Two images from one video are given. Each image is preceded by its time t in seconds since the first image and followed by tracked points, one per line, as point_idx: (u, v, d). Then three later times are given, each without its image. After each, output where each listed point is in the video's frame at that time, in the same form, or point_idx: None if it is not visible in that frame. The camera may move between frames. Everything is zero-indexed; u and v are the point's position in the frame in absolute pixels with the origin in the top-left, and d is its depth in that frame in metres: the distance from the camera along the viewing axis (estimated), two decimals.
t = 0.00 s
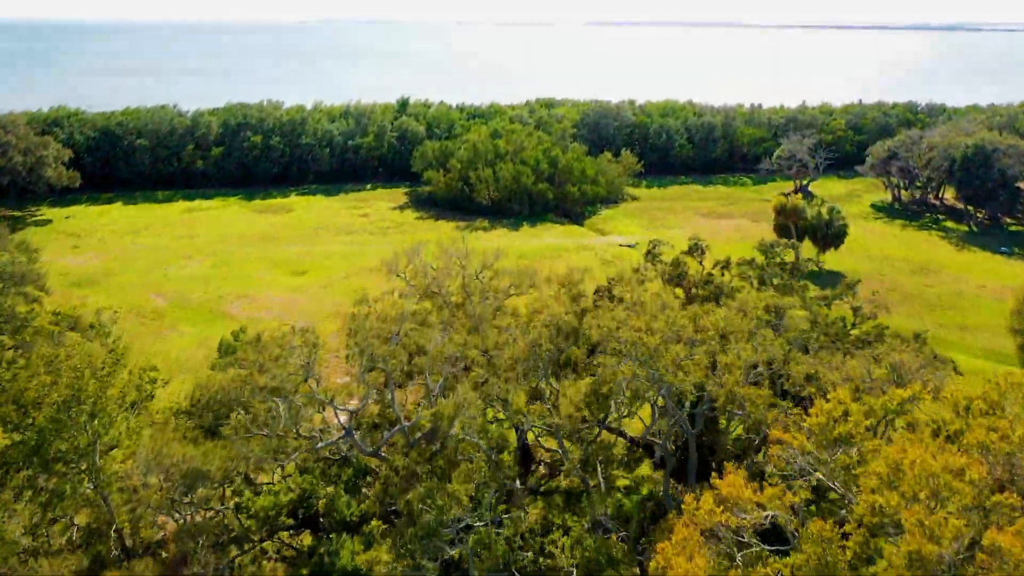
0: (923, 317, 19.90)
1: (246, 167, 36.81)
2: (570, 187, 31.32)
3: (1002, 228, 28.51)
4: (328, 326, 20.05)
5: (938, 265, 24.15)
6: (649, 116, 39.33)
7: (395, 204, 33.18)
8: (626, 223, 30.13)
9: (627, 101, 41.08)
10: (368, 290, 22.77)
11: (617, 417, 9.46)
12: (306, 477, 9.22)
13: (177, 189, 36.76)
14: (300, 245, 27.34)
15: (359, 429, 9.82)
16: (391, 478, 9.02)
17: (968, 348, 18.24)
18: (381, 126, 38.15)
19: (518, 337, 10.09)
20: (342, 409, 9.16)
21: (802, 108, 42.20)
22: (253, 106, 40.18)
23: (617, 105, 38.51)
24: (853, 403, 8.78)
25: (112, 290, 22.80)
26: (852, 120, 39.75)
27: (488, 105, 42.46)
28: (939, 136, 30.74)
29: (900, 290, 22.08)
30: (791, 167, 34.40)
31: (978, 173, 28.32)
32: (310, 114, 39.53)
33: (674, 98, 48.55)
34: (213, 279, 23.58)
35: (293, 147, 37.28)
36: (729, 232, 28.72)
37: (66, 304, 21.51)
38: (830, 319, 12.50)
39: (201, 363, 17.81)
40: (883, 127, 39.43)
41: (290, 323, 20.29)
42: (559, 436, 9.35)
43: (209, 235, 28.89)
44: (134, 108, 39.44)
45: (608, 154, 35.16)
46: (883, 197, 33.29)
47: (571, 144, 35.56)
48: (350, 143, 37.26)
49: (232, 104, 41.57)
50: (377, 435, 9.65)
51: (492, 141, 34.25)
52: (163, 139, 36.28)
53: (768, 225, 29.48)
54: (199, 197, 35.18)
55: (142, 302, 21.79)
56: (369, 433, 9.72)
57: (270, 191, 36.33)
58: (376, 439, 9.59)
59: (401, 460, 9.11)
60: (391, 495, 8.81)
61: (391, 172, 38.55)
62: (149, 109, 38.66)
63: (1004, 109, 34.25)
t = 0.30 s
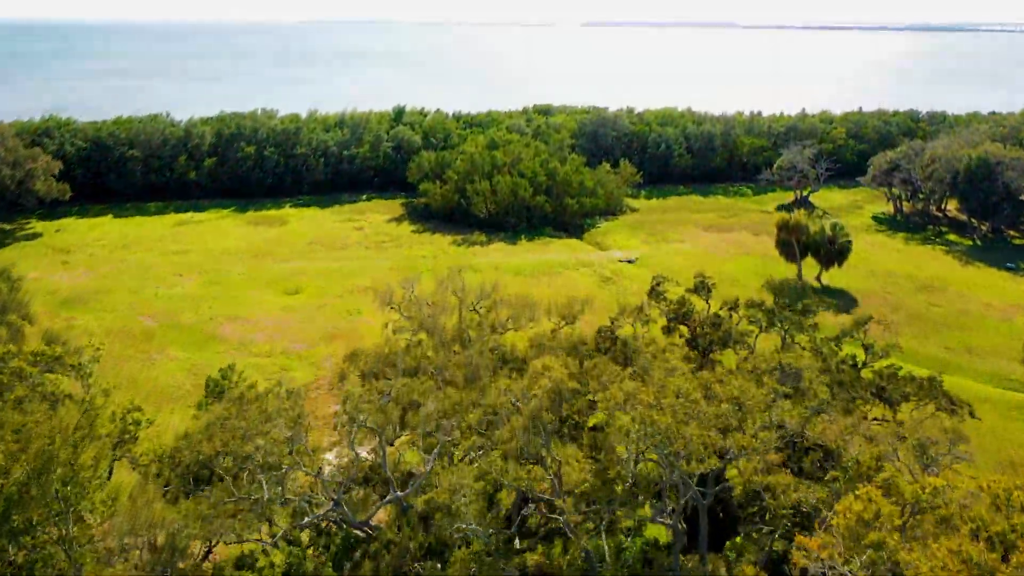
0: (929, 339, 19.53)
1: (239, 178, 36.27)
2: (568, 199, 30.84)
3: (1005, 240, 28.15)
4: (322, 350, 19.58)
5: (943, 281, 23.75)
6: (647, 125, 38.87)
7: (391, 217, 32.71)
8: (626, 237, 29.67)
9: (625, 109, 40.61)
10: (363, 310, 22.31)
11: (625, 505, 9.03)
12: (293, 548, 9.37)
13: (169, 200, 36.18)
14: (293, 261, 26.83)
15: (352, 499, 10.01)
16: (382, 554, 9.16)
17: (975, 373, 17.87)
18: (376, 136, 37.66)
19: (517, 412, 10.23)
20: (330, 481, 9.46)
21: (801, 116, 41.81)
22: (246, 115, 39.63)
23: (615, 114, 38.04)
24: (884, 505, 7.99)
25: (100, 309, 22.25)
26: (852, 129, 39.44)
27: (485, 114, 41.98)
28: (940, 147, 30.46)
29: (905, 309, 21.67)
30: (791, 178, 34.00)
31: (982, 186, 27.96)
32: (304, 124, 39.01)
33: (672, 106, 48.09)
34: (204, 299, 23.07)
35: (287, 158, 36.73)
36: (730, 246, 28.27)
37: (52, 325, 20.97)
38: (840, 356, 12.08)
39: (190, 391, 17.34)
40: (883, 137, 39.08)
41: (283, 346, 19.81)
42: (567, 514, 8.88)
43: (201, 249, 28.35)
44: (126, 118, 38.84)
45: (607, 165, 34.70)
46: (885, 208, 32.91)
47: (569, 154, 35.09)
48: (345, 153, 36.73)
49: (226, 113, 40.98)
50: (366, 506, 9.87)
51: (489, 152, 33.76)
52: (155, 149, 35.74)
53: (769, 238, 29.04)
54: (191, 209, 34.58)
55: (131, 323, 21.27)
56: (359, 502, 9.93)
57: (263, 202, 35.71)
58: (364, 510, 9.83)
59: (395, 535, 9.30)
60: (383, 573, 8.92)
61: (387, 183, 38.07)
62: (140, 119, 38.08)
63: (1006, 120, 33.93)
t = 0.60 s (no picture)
0: (938, 365, 19.07)
1: (233, 190, 35.69)
2: (567, 212, 30.33)
3: (1011, 255, 27.66)
4: (314, 375, 19.05)
5: (949, 300, 23.31)
6: (646, 134, 38.38)
7: (387, 230, 32.20)
8: (625, 251, 29.16)
9: (624, 118, 40.16)
10: (357, 331, 21.79)
11: None
12: None
13: (161, 212, 35.58)
14: (287, 277, 26.29)
15: None
16: None
17: (986, 401, 17.42)
18: (372, 146, 37.13)
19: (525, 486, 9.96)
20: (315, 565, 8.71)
21: (802, 125, 41.35)
22: (240, 124, 39.06)
23: (614, 123, 37.56)
24: None
25: (88, 331, 21.70)
26: (853, 139, 39.02)
27: (482, 123, 41.50)
28: (944, 159, 29.97)
29: (911, 330, 21.22)
30: (793, 190, 33.54)
31: (988, 200, 27.45)
32: (299, 134, 38.46)
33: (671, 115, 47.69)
34: (194, 321, 22.52)
35: (281, 168, 36.16)
36: (732, 260, 27.79)
37: (39, 348, 20.43)
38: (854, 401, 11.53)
39: (178, 422, 16.83)
40: (885, 146, 38.64)
41: (275, 370, 19.30)
42: None
43: (193, 265, 27.79)
44: (118, 128, 38.30)
45: (606, 176, 34.19)
46: (888, 220, 32.46)
47: (567, 165, 34.57)
48: (340, 164, 36.16)
49: (219, 122, 40.45)
50: None
51: (487, 164, 33.26)
52: (147, 160, 35.16)
53: (772, 252, 28.58)
54: (184, 221, 34.01)
55: (119, 346, 20.73)
56: None
57: (258, 214, 35.13)
58: None
59: None
60: None
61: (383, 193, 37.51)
62: (133, 129, 37.53)
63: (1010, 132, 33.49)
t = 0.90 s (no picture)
0: (948, 391, 18.62)
1: (227, 201, 35.05)
2: (566, 225, 29.79)
3: (1017, 270, 27.21)
4: (308, 402, 18.52)
5: (956, 320, 22.91)
6: (646, 144, 37.84)
7: (383, 243, 31.66)
8: (626, 265, 28.66)
9: (623, 127, 39.64)
10: (352, 354, 21.25)
11: None
12: None
13: (154, 224, 34.94)
14: (281, 295, 25.76)
15: None
16: None
17: (998, 429, 17.00)
18: (368, 156, 36.51)
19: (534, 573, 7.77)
20: None
21: (804, 133, 40.84)
22: (234, 134, 38.41)
23: (615, 133, 36.72)
24: None
25: (76, 354, 21.16)
26: (855, 148, 38.56)
27: (480, 131, 40.96)
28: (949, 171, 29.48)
29: (919, 353, 20.79)
30: (795, 202, 33.05)
31: (995, 214, 26.95)
32: (294, 143, 37.83)
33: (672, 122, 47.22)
34: (185, 343, 21.98)
35: (276, 180, 35.51)
36: (735, 275, 27.27)
37: (24, 374, 19.88)
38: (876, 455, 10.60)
39: (165, 454, 16.27)
40: (888, 155, 38.16)
41: (267, 397, 18.76)
42: None
43: (184, 281, 27.24)
44: (110, 137, 37.65)
45: (605, 188, 33.67)
46: (891, 232, 32.02)
47: (566, 176, 34.04)
48: (336, 175, 35.57)
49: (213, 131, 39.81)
50: None
51: (484, 176, 32.74)
52: (139, 171, 34.47)
53: (775, 266, 28.09)
54: (176, 234, 33.38)
55: (107, 371, 20.18)
56: None
57: (252, 226, 34.48)
58: None
59: None
60: None
61: (379, 205, 36.92)
62: (125, 139, 36.87)
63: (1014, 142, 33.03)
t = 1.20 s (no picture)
0: (961, 419, 18.14)
1: (220, 213, 34.39)
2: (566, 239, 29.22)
3: None
4: (301, 431, 17.96)
5: (965, 340, 22.47)
6: (647, 154, 37.30)
7: (380, 256, 31.10)
8: (627, 280, 28.11)
9: (624, 136, 39.13)
10: (347, 377, 20.70)
11: None
12: None
13: (147, 236, 34.28)
14: (275, 313, 25.20)
15: None
16: None
17: (1013, 460, 16.53)
18: (365, 166, 35.90)
19: None
20: None
21: (806, 141, 40.34)
22: (229, 143, 37.76)
23: (615, 142, 36.08)
24: None
25: (62, 378, 20.57)
26: (859, 156, 38.04)
27: (479, 140, 40.43)
28: (955, 183, 29.04)
29: (928, 376, 20.32)
30: (798, 214, 32.53)
31: (1003, 229, 26.50)
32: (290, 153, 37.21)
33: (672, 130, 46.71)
34: (175, 367, 21.41)
35: (271, 191, 34.86)
36: (738, 291, 26.75)
37: (9, 400, 19.29)
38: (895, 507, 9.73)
39: (152, 489, 15.69)
40: (891, 164, 37.66)
41: (259, 425, 18.20)
42: None
43: (176, 298, 26.65)
44: (101, 147, 36.99)
45: (605, 199, 33.12)
46: (895, 244, 31.53)
47: (566, 187, 33.46)
48: (331, 186, 34.96)
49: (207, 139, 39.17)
50: None
51: (483, 188, 32.19)
52: (131, 182, 33.80)
53: (778, 281, 27.57)
54: (169, 247, 32.73)
55: (94, 397, 19.60)
56: None
57: (246, 238, 33.80)
58: None
59: None
60: None
61: (376, 215, 36.29)
62: (117, 148, 36.20)
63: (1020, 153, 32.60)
